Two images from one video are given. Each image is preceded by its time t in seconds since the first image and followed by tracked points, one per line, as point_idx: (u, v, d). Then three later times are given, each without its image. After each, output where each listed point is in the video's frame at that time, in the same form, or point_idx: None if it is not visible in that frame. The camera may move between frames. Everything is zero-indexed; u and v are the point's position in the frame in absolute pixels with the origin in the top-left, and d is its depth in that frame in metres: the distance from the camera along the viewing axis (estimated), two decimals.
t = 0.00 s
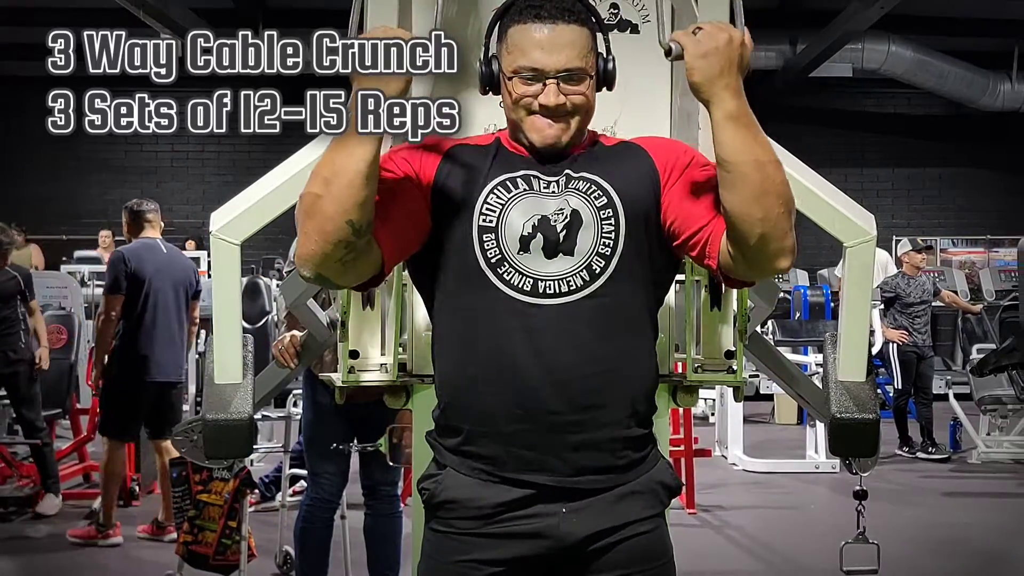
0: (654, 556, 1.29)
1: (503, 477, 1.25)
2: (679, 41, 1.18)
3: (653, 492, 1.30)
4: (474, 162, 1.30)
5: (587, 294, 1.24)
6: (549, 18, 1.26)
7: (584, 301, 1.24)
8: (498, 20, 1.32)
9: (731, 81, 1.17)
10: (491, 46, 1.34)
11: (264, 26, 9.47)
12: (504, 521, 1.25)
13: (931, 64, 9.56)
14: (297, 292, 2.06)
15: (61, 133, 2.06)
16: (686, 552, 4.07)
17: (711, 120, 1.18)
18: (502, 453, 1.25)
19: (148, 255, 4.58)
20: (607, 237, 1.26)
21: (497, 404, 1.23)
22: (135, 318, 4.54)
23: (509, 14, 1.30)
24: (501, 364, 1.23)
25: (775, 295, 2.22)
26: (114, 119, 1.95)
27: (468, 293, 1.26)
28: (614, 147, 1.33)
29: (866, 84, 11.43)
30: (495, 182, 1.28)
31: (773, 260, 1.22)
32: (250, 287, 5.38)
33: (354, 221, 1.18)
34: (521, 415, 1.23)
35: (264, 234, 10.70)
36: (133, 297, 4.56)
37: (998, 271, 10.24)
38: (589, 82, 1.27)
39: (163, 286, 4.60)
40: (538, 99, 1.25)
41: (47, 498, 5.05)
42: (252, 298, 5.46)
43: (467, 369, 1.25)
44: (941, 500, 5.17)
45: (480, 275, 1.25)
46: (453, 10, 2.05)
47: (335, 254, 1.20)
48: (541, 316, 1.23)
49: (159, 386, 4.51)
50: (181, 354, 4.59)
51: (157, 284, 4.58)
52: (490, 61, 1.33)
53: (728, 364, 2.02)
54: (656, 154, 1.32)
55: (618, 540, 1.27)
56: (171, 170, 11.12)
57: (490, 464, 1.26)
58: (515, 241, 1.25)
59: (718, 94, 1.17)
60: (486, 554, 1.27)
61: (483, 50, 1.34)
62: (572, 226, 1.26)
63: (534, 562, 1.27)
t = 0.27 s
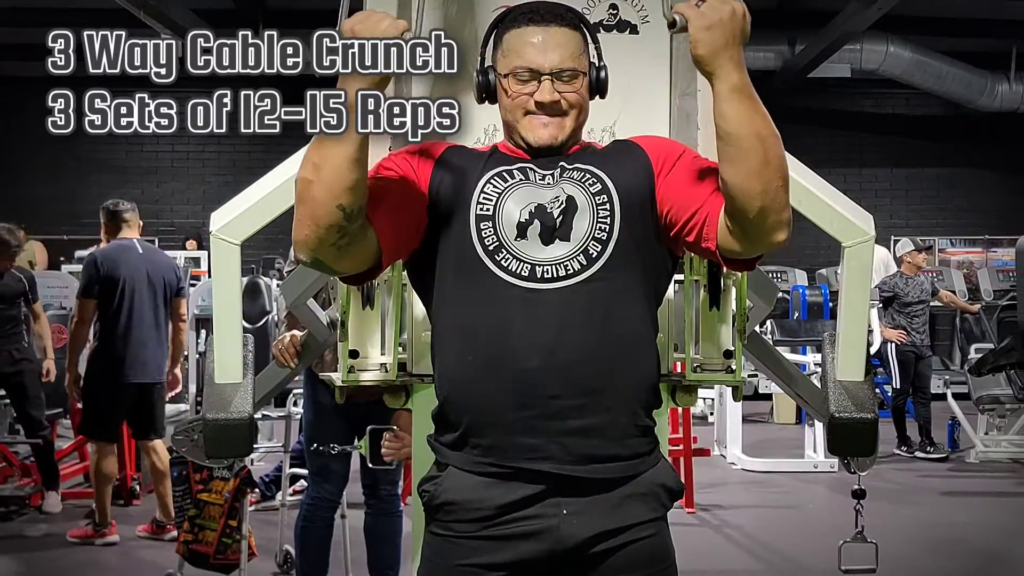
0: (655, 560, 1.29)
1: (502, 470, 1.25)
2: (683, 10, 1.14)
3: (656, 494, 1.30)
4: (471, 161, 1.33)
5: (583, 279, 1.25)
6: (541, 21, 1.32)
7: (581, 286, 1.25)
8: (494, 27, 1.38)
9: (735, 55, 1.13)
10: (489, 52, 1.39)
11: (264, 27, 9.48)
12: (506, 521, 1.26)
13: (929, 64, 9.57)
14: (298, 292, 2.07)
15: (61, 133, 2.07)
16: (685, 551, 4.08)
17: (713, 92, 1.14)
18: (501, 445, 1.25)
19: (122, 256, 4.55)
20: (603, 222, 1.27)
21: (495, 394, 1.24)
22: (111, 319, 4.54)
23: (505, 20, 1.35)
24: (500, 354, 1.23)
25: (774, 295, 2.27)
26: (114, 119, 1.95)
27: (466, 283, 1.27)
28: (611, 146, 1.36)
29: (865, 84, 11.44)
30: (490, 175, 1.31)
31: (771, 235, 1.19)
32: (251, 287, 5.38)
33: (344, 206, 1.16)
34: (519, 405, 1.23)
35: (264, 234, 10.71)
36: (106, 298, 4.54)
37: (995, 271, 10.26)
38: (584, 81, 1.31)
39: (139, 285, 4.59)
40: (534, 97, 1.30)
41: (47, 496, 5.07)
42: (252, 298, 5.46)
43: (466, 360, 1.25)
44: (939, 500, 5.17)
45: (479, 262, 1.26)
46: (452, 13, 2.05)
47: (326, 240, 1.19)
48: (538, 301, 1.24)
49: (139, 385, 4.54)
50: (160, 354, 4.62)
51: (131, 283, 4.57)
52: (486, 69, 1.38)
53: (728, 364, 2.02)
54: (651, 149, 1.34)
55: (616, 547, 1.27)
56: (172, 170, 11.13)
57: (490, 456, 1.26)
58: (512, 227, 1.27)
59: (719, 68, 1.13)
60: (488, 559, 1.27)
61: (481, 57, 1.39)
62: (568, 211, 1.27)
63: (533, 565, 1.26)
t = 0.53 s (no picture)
0: (657, 562, 1.29)
1: (504, 460, 1.26)
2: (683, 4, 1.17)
3: (656, 494, 1.30)
4: (470, 155, 1.35)
5: (585, 263, 1.27)
6: (539, 23, 1.37)
7: (583, 269, 1.26)
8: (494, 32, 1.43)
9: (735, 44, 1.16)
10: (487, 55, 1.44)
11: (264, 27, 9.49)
12: (507, 520, 1.25)
13: (927, 65, 9.56)
14: (298, 293, 2.07)
15: (60, 133, 2.08)
16: (683, 550, 4.09)
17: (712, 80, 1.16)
18: (503, 433, 1.26)
19: (101, 256, 4.58)
20: (604, 207, 1.29)
21: (498, 382, 1.24)
22: (91, 319, 4.55)
23: (504, 24, 1.41)
24: (503, 341, 1.24)
25: (774, 294, 2.27)
26: (114, 119, 1.97)
27: (468, 272, 1.28)
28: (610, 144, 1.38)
29: (864, 84, 11.45)
30: (492, 164, 1.33)
31: (768, 225, 1.19)
32: (251, 287, 5.37)
33: (351, 195, 1.17)
34: (523, 391, 1.24)
35: (264, 234, 10.72)
36: (84, 297, 4.57)
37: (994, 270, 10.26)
38: (580, 79, 1.36)
39: (117, 283, 4.60)
40: (533, 93, 1.34)
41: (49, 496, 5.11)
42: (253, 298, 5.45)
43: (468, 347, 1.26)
44: (938, 499, 5.18)
45: (481, 248, 1.28)
46: (450, 14, 2.04)
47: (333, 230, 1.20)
48: (540, 284, 1.25)
49: (122, 385, 4.54)
50: (144, 352, 4.62)
51: (110, 282, 4.58)
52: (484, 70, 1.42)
53: (729, 364, 2.03)
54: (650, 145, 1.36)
55: (617, 547, 1.27)
56: (173, 170, 11.13)
57: (493, 445, 1.26)
58: (514, 213, 1.29)
59: (719, 57, 1.15)
60: (487, 562, 1.26)
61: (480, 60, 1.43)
62: (568, 197, 1.29)
63: (535, 564, 1.26)
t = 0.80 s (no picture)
0: (652, 561, 1.30)
1: (503, 465, 1.26)
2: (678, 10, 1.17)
3: (653, 493, 1.31)
4: (468, 155, 1.34)
5: (585, 269, 1.27)
6: (539, 17, 1.35)
7: (582, 277, 1.26)
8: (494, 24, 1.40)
9: (729, 52, 1.17)
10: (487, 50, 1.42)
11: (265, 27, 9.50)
12: (506, 522, 1.26)
13: (925, 65, 9.56)
14: (298, 293, 2.08)
15: (60, 133, 2.08)
16: (682, 549, 4.09)
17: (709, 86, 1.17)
18: (502, 438, 1.26)
19: (91, 256, 4.57)
20: (604, 214, 1.29)
21: (497, 389, 1.24)
22: (83, 319, 4.57)
23: (504, 17, 1.39)
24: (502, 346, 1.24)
25: (772, 294, 2.28)
26: (114, 119, 1.97)
27: (468, 276, 1.28)
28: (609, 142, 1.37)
29: (863, 85, 11.46)
30: (491, 167, 1.32)
31: (768, 232, 1.21)
32: (252, 287, 5.37)
33: (358, 196, 1.18)
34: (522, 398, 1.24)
35: (264, 234, 10.73)
36: (75, 298, 4.57)
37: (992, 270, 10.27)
38: (581, 74, 1.34)
39: (105, 283, 4.60)
40: (534, 89, 1.32)
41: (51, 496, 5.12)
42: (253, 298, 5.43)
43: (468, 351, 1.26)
44: (936, 499, 5.18)
45: (480, 255, 1.28)
46: (450, 13, 2.06)
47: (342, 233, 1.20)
48: (540, 291, 1.25)
49: (114, 385, 4.55)
50: (139, 348, 4.63)
51: (98, 282, 4.57)
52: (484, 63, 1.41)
53: (727, 364, 2.04)
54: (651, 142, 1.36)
55: (613, 546, 1.28)
56: (173, 171, 11.14)
57: (492, 449, 1.26)
58: (513, 219, 1.28)
59: (716, 65, 1.16)
60: (486, 561, 1.27)
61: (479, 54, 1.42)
62: (569, 203, 1.29)
63: (533, 564, 1.27)
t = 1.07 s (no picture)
0: (643, 555, 1.30)
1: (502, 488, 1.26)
2: (676, 57, 1.17)
3: (649, 488, 1.31)
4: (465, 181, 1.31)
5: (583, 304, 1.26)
6: (536, 17, 1.29)
7: (581, 311, 1.26)
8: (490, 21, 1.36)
9: (728, 101, 1.17)
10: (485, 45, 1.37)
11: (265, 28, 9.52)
12: (500, 517, 1.27)
13: (923, 66, 9.56)
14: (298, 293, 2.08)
15: (61, 134, 2.09)
16: (681, 549, 4.10)
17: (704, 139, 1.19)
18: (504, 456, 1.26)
19: (88, 256, 4.57)
20: (603, 249, 1.28)
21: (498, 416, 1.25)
22: (81, 320, 4.57)
23: (499, 13, 1.33)
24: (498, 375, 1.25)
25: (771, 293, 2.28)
26: (114, 119, 1.97)
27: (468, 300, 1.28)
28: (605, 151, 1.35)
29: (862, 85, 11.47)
30: (489, 197, 1.30)
31: (769, 277, 1.25)
32: (253, 287, 5.38)
33: (357, 232, 1.22)
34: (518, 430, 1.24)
35: (264, 234, 10.74)
36: (73, 298, 4.58)
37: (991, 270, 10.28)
38: (579, 77, 1.29)
39: (102, 284, 4.59)
40: (529, 93, 1.27)
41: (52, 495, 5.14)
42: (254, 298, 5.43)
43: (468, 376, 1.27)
44: (935, 498, 5.19)
45: (478, 288, 1.27)
46: (452, 12, 2.07)
47: (337, 266, 1.24)
48: (537, 328, 1.25)
49: (113, 385, 4.56)
50: (139, 347, 4.65)
51: (94, 283, 4.57)
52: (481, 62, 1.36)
53: (726, 363, 2.04)
54: (651, 154, 1.33)
55: (608, 540, 1.28)
56: (174, 171, 11.15)
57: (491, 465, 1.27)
58: (510, 252, 1.27)
59: (713, 114, 1.17)
60: (486, 549, 1.27)
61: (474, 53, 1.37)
62: (568, 238, 1.28)
63: (530, 561, 1.28)
